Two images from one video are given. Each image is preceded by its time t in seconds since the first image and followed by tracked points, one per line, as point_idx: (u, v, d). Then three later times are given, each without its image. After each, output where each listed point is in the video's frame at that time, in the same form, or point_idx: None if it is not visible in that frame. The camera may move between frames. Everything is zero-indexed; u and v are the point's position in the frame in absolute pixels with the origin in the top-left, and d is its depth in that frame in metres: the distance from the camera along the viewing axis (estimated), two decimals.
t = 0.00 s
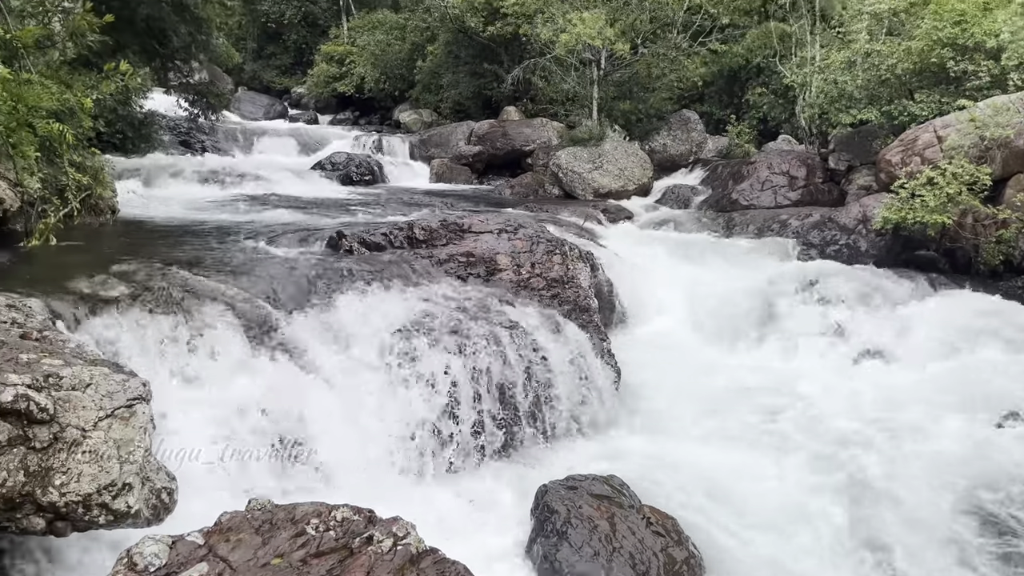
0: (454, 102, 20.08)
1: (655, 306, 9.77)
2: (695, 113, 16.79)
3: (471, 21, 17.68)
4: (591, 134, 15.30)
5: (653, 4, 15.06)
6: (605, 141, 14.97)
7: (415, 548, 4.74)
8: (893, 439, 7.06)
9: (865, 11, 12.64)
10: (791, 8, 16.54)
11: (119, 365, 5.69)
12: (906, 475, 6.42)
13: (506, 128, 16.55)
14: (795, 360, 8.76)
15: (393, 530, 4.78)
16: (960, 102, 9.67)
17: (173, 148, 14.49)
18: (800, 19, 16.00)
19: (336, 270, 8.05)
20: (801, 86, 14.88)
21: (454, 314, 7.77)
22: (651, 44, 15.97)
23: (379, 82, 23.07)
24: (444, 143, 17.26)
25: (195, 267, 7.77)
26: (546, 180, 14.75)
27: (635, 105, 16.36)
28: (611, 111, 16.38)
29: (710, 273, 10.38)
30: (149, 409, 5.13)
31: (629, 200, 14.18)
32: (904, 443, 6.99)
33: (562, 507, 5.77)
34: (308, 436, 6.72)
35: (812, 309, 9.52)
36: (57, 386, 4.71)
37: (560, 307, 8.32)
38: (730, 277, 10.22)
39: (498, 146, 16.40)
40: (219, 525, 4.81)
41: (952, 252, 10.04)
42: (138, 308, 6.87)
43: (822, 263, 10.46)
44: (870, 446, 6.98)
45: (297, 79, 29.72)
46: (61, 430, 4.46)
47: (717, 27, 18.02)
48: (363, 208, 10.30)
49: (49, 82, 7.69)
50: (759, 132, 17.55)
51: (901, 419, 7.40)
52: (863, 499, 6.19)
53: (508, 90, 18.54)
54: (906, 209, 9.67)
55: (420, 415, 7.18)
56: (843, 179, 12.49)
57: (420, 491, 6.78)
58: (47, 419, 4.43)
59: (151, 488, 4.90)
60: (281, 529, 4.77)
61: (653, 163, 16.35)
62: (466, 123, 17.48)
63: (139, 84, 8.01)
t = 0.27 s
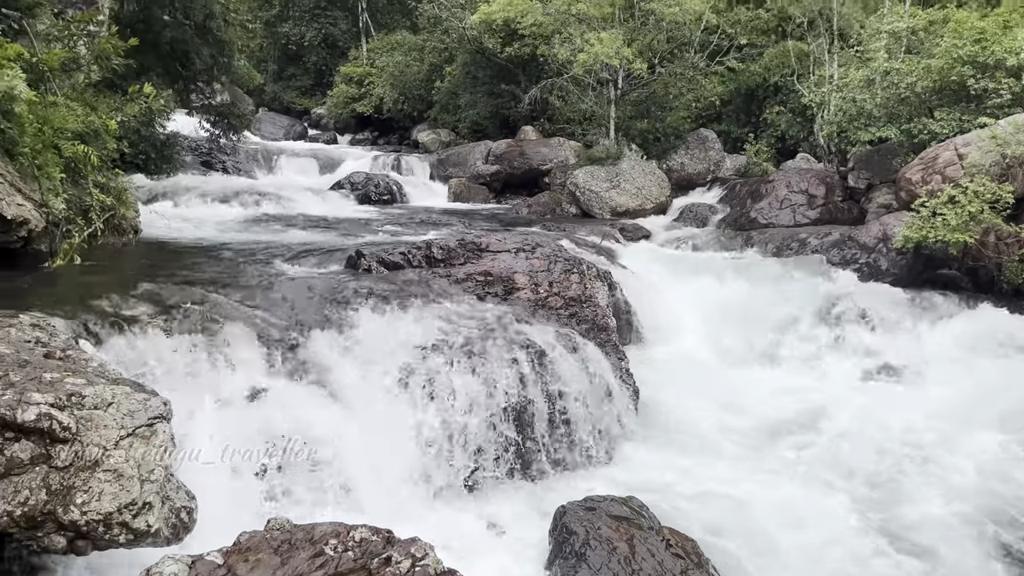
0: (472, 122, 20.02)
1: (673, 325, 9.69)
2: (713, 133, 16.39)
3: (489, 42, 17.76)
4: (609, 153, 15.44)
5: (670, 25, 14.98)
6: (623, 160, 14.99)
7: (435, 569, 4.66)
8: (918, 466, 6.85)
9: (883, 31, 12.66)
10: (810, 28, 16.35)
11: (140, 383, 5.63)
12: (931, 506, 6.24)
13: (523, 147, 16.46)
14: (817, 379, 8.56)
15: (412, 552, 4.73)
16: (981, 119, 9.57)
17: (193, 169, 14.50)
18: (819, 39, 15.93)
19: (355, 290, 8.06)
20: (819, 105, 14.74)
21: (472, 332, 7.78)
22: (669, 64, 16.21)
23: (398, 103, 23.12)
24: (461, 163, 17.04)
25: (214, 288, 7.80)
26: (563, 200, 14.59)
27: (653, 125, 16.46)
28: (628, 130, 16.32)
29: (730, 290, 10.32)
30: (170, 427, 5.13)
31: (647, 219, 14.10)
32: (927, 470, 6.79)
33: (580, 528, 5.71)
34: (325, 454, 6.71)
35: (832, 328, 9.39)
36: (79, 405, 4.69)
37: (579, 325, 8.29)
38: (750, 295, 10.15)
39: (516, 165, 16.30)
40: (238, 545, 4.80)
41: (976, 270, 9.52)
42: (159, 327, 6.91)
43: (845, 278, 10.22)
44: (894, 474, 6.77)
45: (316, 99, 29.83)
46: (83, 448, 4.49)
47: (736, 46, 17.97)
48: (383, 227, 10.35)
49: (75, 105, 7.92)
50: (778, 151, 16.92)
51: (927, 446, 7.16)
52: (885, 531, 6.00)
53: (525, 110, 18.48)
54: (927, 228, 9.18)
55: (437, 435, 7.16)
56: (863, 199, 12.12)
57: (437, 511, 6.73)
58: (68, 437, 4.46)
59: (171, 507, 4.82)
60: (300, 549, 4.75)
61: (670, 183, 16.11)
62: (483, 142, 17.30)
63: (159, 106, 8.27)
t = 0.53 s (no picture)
0: (488, 143, 20.03)
1: (691, 335, 9.40)
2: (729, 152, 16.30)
3: (505, 64, 17.85)
4: (624, 172, 15.24)
5: (686, 46, 14.88)
6: (638, 178, 14.87)
7: None
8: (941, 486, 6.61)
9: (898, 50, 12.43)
10: (827, 47, 16.26)
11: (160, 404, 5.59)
12: (956, 527, 5.99)
13: (540, 167, 16.43)
14: (839, 396, 8.31)
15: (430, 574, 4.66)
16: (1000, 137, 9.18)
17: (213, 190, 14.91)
18: (834, 57, 15.61)
19: (371, 310, 8.08)
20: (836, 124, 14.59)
21: (487, 351, 7.77)
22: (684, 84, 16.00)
23: (415, 123, 23.18)
24: (478, 183, 17.36)
25: (231, 309, 7.81)
26: (579, 219, 14.45)
27: (667, 144, 16.24)
28: (644, 149, 16.25)
29: (749, 303, 10.11)
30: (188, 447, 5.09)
31: (664, 238, 13.93)
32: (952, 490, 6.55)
33: (597, 549, 5.55)
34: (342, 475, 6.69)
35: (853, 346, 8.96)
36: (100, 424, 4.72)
37: (595, 345, 8.27)
38: (770, 308, 9.91)
39: (531, 185, 16.21)
40: (255, 566, 4.84)
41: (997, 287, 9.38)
42: (180, 348, 6.92)
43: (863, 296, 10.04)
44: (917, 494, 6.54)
45: (334, 121, 30.00)
46: (103, 468, 4.52)
47: (754, 65, 17.72)
48: (401, 246, 10.40)
49: (97, 127, 8.14)
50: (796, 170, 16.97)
51: (952, 466, 6.90)
52: (907, 552, 5.78)
53: (541, 130, 18.52)
54: (947, 247, 8.97)
55: (454, 455, 7.11)
56: (881, 218, 11.85)
57: (452, 534, 6.67)
58: (89, 457, 4.49)
59: (188, 527, 4.89)
60: (317, 570, 4.72)
61: (687, 201, 15.92)
62: (500, 163, 17.50)
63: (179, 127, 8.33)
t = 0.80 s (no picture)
0: (503, 163, 20.08)
1: (705, 358, 9.36)
2: (744, 172, 16.28)
3: (520, 86, 17.90)
4: (638, 192, 15.11)
5: (701, 67, 14.83)
6: (653, 199, 14.70)
7: None
8: (967, 517, 6.43)
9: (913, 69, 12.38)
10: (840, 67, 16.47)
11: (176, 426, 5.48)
12: (983, 559, 5.80)
13: (554, 187, 16.36)
14: (858, 419, 8.21)
15: None
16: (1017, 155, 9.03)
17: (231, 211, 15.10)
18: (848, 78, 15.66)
19: (386, 330, 8.09)
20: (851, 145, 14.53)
21: (499, 373, 7.75)
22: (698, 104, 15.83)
23: (430, 144, 23.20)
24: (493, 204, 17.01)
25: (248, 330, 7.81)
26: (594, 239, 14.41)
27: (682, 164, 16.15)
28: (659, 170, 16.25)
29: (764, 322, 9.97)
30: (205, 468, 5.00)
31: (680, 259, 13.84)
32: (979, 521, 6.36)
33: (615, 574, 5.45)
34: (354, 498, 6.61)
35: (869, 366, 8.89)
36: (117, 444, 4.59)
37: (610, 365, 8.21)
38: (786, 325, 9.75)
39: (545, 205, 16.19)
40: None
41: (1017, 310, 9.08)
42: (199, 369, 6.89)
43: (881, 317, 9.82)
44: (942, 525, 6.36)
45: (350, 141, 30.12)
46: (119, 489, 4.43)
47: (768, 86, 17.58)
48: (417, 267, 10.44)
49: (117, 150, 8.26)
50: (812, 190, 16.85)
51: (975, 497, 6.73)
52: None
53: (555, 151, 18.55)
54: (965, 267, 8.76)
55: (470, 475, 7.01)
56: (898, 238, 11.77)
57: (470, 557, 6.55)
58: (106, 478, 4.40)
59: (204, 549, 4.84)
60: None
61: (702, 222, 15.91)
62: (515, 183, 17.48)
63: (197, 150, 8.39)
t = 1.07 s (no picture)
0: (515, 185, 20.09)
1: (719, 379, 9.24)
2: (758, 193, 16.28)
3: (533, 108, 17.93)
4: (651, 213, 14.72)
5: (713, 88, 14.93)
6: (666, 220, 14.52)
7: None
8: (991, 548, 6.26)
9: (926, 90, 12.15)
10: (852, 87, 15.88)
11: (191, 447, 5.49)
12: None
13: (567, 208, 16.07)
14: (876, 443, 8.10)
15: None
16: None
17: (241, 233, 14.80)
18: (861, 98, 15.19)
19: (400, 353, 8.09)
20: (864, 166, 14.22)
21: (513, 394, 7.66)
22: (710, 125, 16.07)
23: (443, 165, 23.25)
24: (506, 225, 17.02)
25: (262, 353, 7.79)
26: (606, 259, 14.27)
27: (695, 185, 16.55)
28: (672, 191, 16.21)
29: (779, 343, 9.87)
30: (219, 491, 4.99)
31: (692, 278, 13.65)
32: (1007, 552, 6.19)
33: None
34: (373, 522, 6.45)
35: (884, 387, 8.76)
36: (132, 466, 4.61)
37: (624, 387, 8.16)
38: (801, 347, 9.67)
39: (559, 226, 15.94)
40: None
41: None
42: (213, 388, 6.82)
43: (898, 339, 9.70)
44: (970, 556, 6.19)
45: (364, 163, 30.21)
46: (134, 510, 4.43)
47: (781, 107, 17.46)
48: (430, 288, 10.45)
49: (135, 173, 8.39)
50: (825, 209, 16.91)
51: (999, 525, 6.59)
52: None
53: (568, 172, 18.56)
54: (982, 287, 8.67)
55: (486, 500, 6.91)
56: (913, 258, 11.37)
57: None
58: (121, 499, 4.41)
59: (216, 573, 4.75)
60: None
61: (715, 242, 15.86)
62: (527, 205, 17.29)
63: (214, 172, 8.46)
